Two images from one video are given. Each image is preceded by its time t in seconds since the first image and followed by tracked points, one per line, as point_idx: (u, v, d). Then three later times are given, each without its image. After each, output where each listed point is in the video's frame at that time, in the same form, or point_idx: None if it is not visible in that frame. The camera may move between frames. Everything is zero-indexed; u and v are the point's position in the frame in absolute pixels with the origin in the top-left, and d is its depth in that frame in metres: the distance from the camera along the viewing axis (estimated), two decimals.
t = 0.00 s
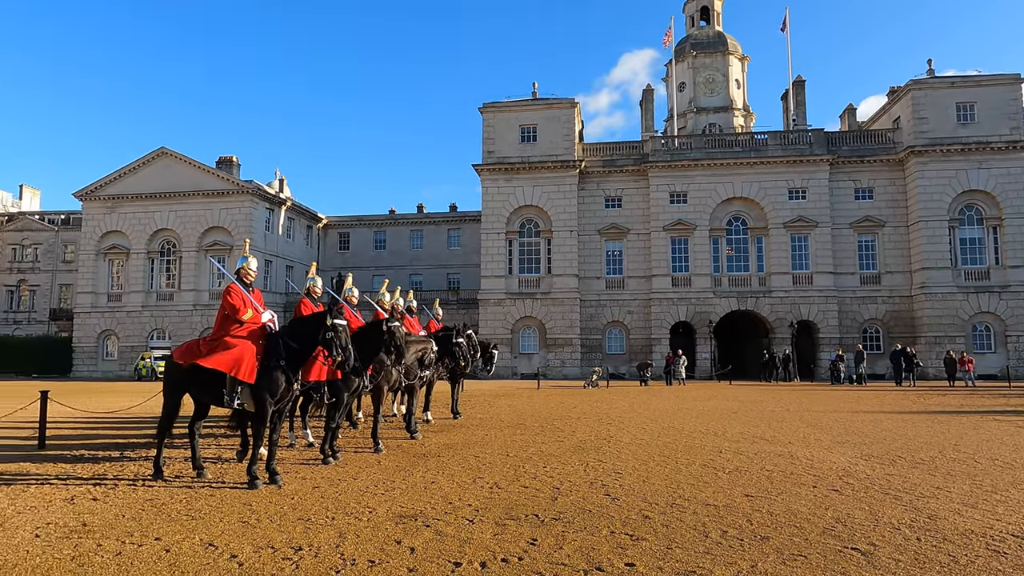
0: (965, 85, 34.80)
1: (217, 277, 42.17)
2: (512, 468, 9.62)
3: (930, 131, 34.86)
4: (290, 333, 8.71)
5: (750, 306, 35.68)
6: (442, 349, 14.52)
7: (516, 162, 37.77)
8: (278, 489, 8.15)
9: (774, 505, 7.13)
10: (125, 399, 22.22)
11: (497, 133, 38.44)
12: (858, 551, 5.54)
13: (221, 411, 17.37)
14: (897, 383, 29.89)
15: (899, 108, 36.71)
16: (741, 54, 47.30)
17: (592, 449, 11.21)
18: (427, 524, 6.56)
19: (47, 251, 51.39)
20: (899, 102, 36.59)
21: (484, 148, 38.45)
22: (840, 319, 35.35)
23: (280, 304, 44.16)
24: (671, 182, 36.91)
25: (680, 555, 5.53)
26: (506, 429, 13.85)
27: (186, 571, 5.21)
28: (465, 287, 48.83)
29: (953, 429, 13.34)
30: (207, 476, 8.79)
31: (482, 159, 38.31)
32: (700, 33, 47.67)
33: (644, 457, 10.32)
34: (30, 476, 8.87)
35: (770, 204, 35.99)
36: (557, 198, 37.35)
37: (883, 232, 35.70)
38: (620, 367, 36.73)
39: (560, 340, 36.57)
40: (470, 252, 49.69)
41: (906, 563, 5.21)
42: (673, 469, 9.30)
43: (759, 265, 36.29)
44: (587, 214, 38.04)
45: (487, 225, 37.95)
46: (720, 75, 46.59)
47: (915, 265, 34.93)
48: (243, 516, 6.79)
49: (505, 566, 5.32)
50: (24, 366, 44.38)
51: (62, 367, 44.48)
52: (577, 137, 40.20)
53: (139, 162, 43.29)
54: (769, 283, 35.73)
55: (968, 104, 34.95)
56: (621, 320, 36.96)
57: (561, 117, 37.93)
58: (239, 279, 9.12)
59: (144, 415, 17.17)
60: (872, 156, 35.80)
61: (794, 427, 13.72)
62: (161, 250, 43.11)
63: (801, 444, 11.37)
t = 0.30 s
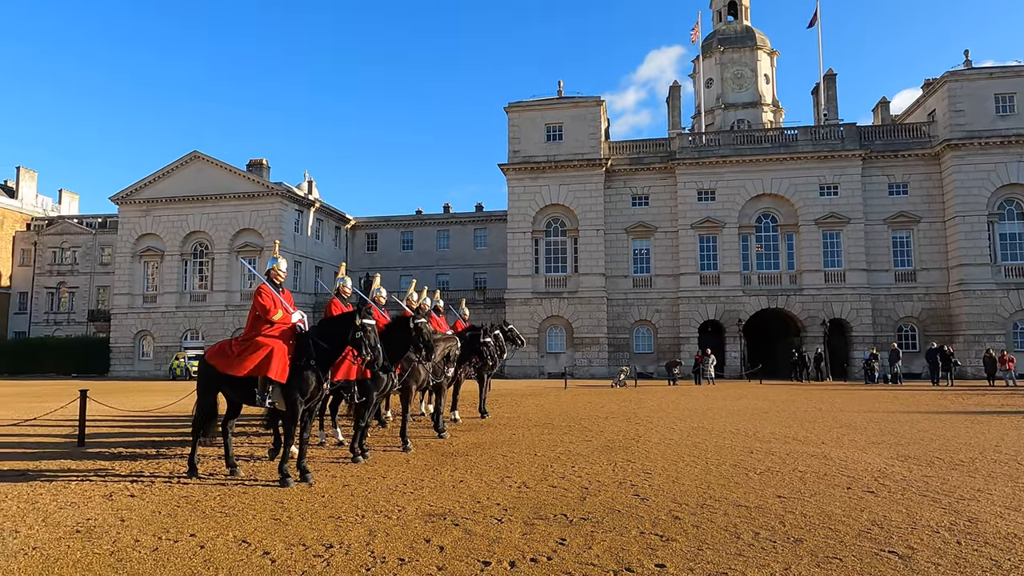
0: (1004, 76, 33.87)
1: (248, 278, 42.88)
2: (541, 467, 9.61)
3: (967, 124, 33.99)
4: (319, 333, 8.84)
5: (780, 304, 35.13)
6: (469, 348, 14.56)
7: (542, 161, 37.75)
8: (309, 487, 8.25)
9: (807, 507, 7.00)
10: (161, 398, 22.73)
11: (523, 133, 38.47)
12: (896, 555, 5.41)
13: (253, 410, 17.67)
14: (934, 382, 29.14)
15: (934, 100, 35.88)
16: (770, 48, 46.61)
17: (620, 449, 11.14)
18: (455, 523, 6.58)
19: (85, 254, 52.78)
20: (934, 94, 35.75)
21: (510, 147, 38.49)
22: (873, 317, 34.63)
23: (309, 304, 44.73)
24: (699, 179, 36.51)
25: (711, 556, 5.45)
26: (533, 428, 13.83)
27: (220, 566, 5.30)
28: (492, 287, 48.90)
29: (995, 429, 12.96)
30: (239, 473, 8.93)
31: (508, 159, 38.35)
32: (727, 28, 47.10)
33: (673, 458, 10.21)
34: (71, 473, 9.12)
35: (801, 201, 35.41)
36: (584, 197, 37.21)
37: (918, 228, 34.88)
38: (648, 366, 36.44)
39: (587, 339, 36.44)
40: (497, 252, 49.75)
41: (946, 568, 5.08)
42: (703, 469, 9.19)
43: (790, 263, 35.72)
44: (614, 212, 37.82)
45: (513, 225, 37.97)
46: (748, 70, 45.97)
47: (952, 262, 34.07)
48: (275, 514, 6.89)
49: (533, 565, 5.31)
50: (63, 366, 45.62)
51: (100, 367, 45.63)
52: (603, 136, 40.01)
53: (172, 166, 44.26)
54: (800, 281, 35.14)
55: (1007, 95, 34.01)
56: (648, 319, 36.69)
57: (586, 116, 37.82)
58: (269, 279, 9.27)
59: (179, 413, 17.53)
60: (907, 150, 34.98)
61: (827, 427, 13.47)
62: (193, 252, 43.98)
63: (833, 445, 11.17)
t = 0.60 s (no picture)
0: None
1: (273, 279, 43.41)
2: (564, 466, 9.59)
3: (999, 117, 33.22)
4: (343, 333, 8.97)
5: (806, 302, 34.66)
6: (491, 347, 14.57)
7: (563, 159, 37.65)
8: (334, 485, 8.32)
9: (835, 508, 6.90)
10: (188, 397, 23.09)
11: (544, 132, 38.42)
12: (927, 557, 5.31)
13: (279, 409, 17.88)
14: (965, 381, 28.50)
15: (965, 93, 35.13)
16: (794, 43, 45.96)
17: (643, 448, 11.06)
18: (479, 522, 6.59)
19: (115, 255, 53.84)
20: (965, 87, 35.01)
21: (531, 146, 38.47)
22: (902, 315, 33.97)
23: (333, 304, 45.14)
24: (722, 176, 36.15)
25: (736, 558, 5.39)
26: (556, 428, 13.79)
27: (248, 563, 5.38)
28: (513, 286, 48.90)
29: None
30: (265, 471, 9.04)
31: (529, 158, 38.31)
32: (750, 23, 46.56)
33: (697, 457, 10.13)
34: (102, 470, 9.31)
35: (827, 197, 34.88)
36: (605, 195, 37.06)
37: (948, 224, 34.16)
38: (671, 365, 36.14)
39: (610, 338, 36.29)
40: (518, 251, 49.74)
41: (979, 571, 4.97)
42: (729, 469, 9.09)
43: (816, 261, 35.22)
44: (636, 210, 37.58)
45: (535, 224, 37.92)
46: (772, 65, 45.39)
47: (984, 258, 33.30)
48: (302, 511, 6.97)
49: (557, 565, 5.30)
50: (94, 365, 46.59)
51: (129, 366, 46.51)
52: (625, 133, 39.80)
53: (199, 169, 44.98)
54: (826, 279, 34.64)
55: None
56: (671, 318, 36.42)
57: (608, 114, 37.68)
58: (293, 280, 9.36)
59: (206, 412, 17.80)
60: (936, 144, 34.26)
61: (855, 427, 13.22)
62: (220, 253, 44.65)
63: (861, 445, 10.98)
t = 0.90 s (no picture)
0: None
1: (294, 279, 43.82)
2: (584, 466, 9.56)
3: None
4: (363, 333, 9.04)
5: (828, 301, 34.21)
6: (511, 347, 14.56)
7: (581, 158, 37.54)
8: (356, 484, 8.37)
9: (860, 509, 6.80)
10: (212, 396, 23.41)
11: (562, 130, 38.37)
12: (956, 560, 5.21)
13: (300, 407, 18.05)
14: (994, 380, 27.92)
15: (992, 87, 34.45)
16: (816, 38, 45.39)
17: (664, 448, 10.99)
18: (499, 521, 6.59)
19: (140, 257, 54.71)
20: (992, 80, 34.34)
21: (549, 145, 38.43)
22: (928, 313, 33.39)
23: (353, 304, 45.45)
24: (742, 173, 35.82)
25: (759, 559, 5.33)
26: (576, 427, 13.75)
27: (271, 561, 5.43)
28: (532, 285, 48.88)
29: None
30: (287, 470, 9.13)
31: (547, 156, 38.27)
32: (771, 19, 46.06)
33: (718, 457, 10.04)
34: (128, 468, 9.47)
35: (850, 194, 34.40)
36: (624, 193, 36.89)
37: (975, 220, 33.51)
38: (691, 365, 35.86)
39: (629, 338, 36.13)
40: (537, 250, 49.68)
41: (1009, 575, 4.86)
42: (751, 469, 9.00)
43: (838, 258, 34.76)
44: (655, 209, 37.37)
45: (553, 223, 37.87)
46: (793, 61, 44.85)
47: (1012, 254, 32.62)
48: (323, 509, 7.02)
49: (578, 565, 5.29)
50: (120, 365, 47.39)
51: (154, 365, 47.25)
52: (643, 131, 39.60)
53: (221, 171, 45.53)
54: (850, 277, 34.17)
55: None
56: (691, 317, 36.15)
57: (626, 112, 37.52)
58: (313, 279, 9.45)
59: (229, 411, 18.03)
60: (962, 139, 33.63)
61: (881, 427, 13.01)
62: (241, 254, 45.18)
63: (886, 446, 10.81)
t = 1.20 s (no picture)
0: None
1: (312, 279, 44.15)
2: (601, 466, 9.52)
3: None
4: (381, 333, 9.07)
5: (849, 300, 33.78)
6: (527, 346, 14.52)
7: (598, 157, 37.43)
8: (375, 484, 8.39)
9: (883, 511, 6.70)
10: (233, 395, 23.67)
11: (578, 129, 38.30)
12: (982, 563, 5.11)
13: (319, 407, 18.18)
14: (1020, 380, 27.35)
15: (1017, 81, 33.81)
16: (835, 33, 44.83)
17: (682, 448, 10.91)
18: (516, 521, 6.58)
19: (161, 258, 55.45)
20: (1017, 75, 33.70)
21: (566, 144, 38.37)
22: (951, 312, 32.85)
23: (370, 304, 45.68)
24: (760, 171, 35.50)
25: (780, 561, 5.27)
26: (593, 427, 13.70)
27: (290, 559, 5.46)
28: (549, 285, 48.81)
29: None
30: (306, 469, 9.18)
31: (563, 156, 38.21)
32: (789, 15, 45.58)
33: (737, 458, 9.95)
34: (150, 466, 9.61)
35: (871, 192, 33.96)
36: (640, 192, 36.73)
37: (1000, 217, 32.88)
38: (709, 364, 35.57)
39: (646, 337, 35.97)
40: (553, 249, 49.59)
41: None
42: (770, 470, 8.91)
43: (859, 257, 34.34)
44: (672, 207, 37.15)
45: (570, 222, 37.79)
46: (812, 57, 44.34)
47: None
48: (342, 508, 7.06)
49: (596, 565, 5.27)
50: (142, 365, 48.07)
51: (176, 365, 47.87)
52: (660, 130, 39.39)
53: (240, 173, 46.01)
54: (871, 275, 33.71)
55: None
56: (709, 316, 35.88)
57: (643, 110, 37.36)
58: (332, 279, 9.52)
59: (249, 410, 18.22)
60: (986, 134, 33.04)
61: (903, 428, 12.81)
62: (260, 255, 45.62)
63: (909, 446, 10.64)
